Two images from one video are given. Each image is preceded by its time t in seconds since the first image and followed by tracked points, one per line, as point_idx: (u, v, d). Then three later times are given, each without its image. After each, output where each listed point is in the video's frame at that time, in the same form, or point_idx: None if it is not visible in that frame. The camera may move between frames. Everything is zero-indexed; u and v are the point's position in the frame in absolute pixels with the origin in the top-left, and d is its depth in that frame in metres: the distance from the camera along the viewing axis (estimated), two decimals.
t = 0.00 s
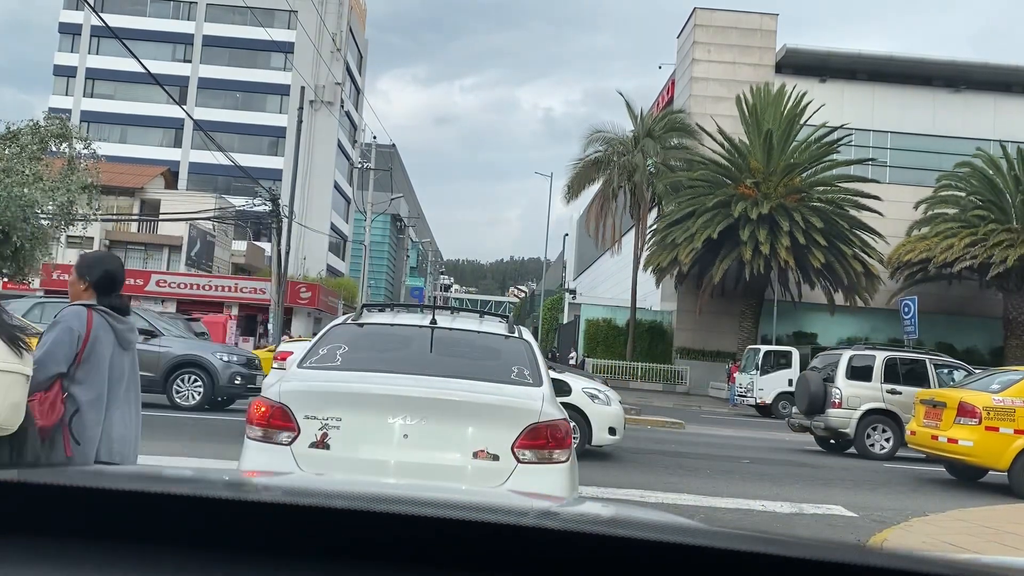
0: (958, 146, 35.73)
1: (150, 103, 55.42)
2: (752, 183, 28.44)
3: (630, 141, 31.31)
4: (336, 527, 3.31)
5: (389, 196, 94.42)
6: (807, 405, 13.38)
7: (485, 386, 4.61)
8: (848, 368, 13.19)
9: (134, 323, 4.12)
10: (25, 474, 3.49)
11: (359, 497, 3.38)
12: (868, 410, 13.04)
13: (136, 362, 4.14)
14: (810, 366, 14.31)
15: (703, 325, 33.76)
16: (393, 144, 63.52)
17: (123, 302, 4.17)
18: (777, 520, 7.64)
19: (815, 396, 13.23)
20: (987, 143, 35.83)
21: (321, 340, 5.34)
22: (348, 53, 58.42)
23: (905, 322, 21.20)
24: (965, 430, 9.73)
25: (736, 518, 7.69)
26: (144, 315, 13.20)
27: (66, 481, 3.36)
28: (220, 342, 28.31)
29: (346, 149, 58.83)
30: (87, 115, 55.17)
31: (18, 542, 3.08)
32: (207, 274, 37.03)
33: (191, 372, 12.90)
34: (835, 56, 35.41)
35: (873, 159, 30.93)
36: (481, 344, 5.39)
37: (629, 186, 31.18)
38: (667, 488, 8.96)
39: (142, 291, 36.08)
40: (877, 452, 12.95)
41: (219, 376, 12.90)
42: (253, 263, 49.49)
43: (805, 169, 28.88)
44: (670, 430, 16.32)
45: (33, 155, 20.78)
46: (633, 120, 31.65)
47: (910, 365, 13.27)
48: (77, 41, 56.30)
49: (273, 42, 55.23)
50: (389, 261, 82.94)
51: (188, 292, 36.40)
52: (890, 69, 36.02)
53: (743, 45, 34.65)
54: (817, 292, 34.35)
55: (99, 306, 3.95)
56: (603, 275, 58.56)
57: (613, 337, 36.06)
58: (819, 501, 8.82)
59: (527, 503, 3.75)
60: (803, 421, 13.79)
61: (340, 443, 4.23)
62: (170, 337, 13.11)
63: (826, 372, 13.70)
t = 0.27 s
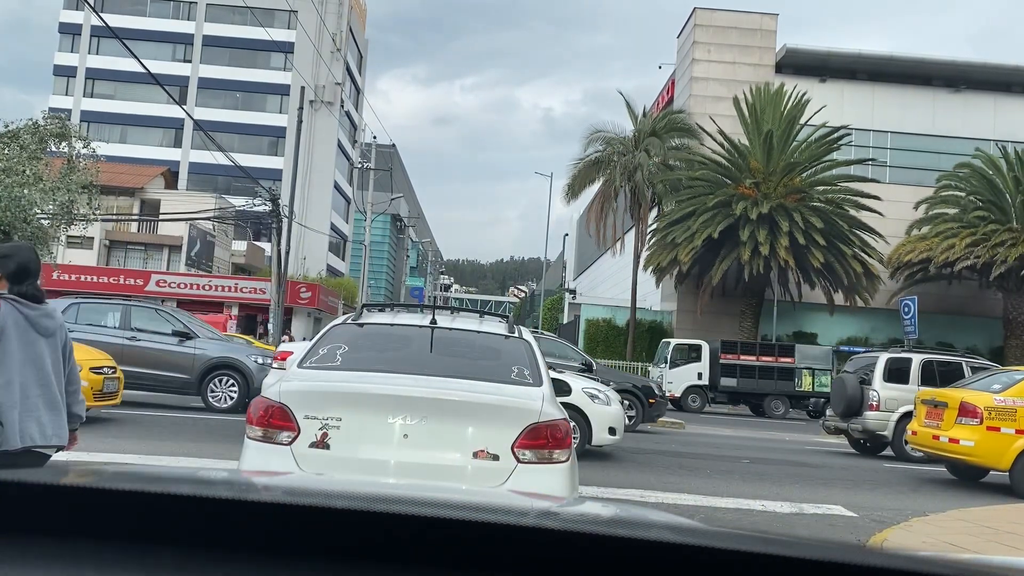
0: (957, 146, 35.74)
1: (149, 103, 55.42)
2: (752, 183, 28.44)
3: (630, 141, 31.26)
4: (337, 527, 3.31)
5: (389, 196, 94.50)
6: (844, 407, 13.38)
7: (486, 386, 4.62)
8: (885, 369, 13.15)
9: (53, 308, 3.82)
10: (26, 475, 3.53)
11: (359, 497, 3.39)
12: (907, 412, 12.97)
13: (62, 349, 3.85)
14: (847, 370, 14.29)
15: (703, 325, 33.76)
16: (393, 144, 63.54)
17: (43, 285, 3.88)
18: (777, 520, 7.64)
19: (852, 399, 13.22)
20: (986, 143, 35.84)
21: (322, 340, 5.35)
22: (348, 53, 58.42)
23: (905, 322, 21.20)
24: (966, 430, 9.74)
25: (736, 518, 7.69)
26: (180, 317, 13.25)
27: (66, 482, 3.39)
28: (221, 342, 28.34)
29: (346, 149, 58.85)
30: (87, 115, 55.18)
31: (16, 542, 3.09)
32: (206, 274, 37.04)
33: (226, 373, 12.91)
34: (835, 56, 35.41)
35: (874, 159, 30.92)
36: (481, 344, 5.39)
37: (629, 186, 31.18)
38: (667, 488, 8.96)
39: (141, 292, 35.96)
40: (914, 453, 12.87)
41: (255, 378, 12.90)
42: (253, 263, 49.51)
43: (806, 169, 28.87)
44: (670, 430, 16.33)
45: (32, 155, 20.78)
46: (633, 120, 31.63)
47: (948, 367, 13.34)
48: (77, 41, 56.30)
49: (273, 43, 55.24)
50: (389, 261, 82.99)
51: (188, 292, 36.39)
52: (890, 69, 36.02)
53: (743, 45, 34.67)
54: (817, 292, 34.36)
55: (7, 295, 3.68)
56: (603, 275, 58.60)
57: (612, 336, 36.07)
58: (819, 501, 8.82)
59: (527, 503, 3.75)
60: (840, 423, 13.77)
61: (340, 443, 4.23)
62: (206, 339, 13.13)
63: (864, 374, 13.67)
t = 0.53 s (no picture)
0: (957, 146, 35.75)
1: (150, 103, 55.42)
2: (752, 183, 28.44)
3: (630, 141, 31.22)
4: (337, 526, 3.31)
5: (389, 196, 94.54)
6: (879, 410, 13.14)
7: (486, 386, 4.62)
8: (922, 372, 12.96)
9: None
10: (25, 476, 3.54)
11: (359, 498, 3.40)
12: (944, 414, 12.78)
13: None
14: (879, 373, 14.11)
15: (703, 325, 33.75)
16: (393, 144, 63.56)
17: None
18: (777, 520, 7.65)
19: (888, 402, 13.01)
20: (986, 143, 35.83)
21: (322, 340, 5.35)
22: (348, 53, 58.41)
23: (905, 322, 21.19)
24: (967, 431, 9.74)
25: (736, 518, 7.70)
26: (213, 319, 13.18)
27: (68, 483, 3.41)
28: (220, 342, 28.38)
29: (346, 149, 58.87)
30: (87, 115, 55.18)
31: (18, 541, 3.11)
32: (206, 275, 37.04)
33: (261, 375, 12.80)
34: (835, 56, 35.40)
35: (874, 159, 30.90)
36: (481, 344, 5.39)
37: (629, 186, 31.14)
38: (667, 487, 8.96)
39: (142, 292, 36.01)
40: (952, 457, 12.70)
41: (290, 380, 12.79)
42: (253, 263, 49.51)
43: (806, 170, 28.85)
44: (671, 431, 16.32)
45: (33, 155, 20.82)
46: (632, 120, 31.63)
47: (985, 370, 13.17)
48: (77, 41, 56.29)
49: (273, 43, 55.25)
50: (389, 261, 83.01)
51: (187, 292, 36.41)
52: (890, 70, 36.04)
53: (742, 45, 34.68)
54: (817, 292, 34.36)
55: None
56: (603, 275, 58.63)
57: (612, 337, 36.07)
58: (819, 501, 8.81)
59: (527, 503, 3.75)
60: (874, 425, 13.58)
61: (340, 443, 4.23)
62: (238, 340, 13.06)
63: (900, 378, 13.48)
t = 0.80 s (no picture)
0: (957, 146, 35.73)
1: (150, 103, 55.41)
2: (752, 183, 28.45)
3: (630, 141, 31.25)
4: (337, 525, 3.32)
5: (389, 196, 94.59)
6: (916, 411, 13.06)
7: (485, 386, 4.62)
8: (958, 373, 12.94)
9: None
10: (23, 475, 3.53)
11: (359, 497, 3.40)
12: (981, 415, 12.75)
13: None
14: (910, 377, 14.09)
15: (703, 325, 33.74)
16: (393, 144, 63.55)
17: None
18: (777, 520, 7.63)
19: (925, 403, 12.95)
20: (987, 143, 35.82)
21: (322, 339, 5.35)
22: (348, 53, 58.39)
23: (905, 322, 21.18)
24: (967, 430, 9.73)
25: (736, 518, 7.67)
26: (246, 321, 13.19)
27: (68, 483, 3.42)
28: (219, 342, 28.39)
29: (346, 149, 58.88)
30: (87, 115, 55.18)
31: (18, 540, 3.12)
32: (206, 274, 37.02)
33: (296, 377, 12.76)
34: (835, 56, 35.38)
35: (874, 159, 30.89)
36: (481, 343, 5.40)
37: (629, 186, 31.17)
38: (667, 487, 8.96)
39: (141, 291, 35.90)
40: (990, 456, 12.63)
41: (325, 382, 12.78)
42: (253, 263, 49.52)
43: (806, 169, 28.85)
44: (671, 431, 16.29)
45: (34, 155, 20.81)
46: (632, 120, 31.63)
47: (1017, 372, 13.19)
48: (77, 41, 56.27)
49: (273, 43, 55.25)
50: (389, 261, 83.03)
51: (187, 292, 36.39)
52: (891, 69, 36.00)
53: (743, 45, 34.67)
54: (817, 292, 34.35)
55: None
56: (603, 275, 58.63)
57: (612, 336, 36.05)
58: (819, 501, 8.80)
59: (527, 503, 3.74)
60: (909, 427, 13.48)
61: (340, 442, 4.23)
62: (272, 341, 13.02)
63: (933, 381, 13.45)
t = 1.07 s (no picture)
0: (957, 146, 35.73)
1: (150, 103, 55.41)
2: (752, 183, 28.44)
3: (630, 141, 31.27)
4: (337, 526, 3.32)
5: (389, 196, 94.66)
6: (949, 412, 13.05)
7: (485, 386, 4.62)
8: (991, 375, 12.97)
9: None
10: (22, 475, 3.53)
11: (359, 498, 3.40)
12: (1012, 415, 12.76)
13: None
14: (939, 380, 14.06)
15: (703, 325, 33.75)
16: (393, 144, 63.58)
17: None
18: (776, 520, 7.64)
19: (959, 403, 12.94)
20: (987, 143, 35.83)
21: (322, 339, 5.35)
22: (348, 53, 58.39)
23: (905, 322, 21.17)
24: (967, 430, 9.73)
25: (736, 518, 7.68)
26: (277, 323, 13.43)
27: (69, 483, 3.42)
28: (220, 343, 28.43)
29: (346, 149, 58.91)
30: (87, 115, 55.19)
31: (17, 541, 3.12)
32: (205, 275, 37.02)
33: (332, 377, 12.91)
34: (835, 56, 35.39)
35: (874, 159, 30.89)
36: (482, 343, 5.40)
37: (629, 186, 31.18)
38: (667, 488, 8.97)
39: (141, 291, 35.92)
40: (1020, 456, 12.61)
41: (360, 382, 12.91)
42: (253, 263, 49.55)
43: (806, 170, 28.85)
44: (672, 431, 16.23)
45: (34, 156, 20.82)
46: (632, 120, 31.63)
47: None
48: (77, 41, 56.26)
49: (273, 43, 55.25)
50: (389, 261, 83.07)
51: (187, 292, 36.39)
52: (890, 69, 36.00)
53: (743, 45, 34.67)
54: (817, 292, 34.36)
55: None
56: (603, 275, 58.66)
57: (612, 336, 36.05)
58: (819, 501, 8.81)
59: (527, 503, 3.74)
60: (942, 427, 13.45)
61: (340, 443, 4.24)
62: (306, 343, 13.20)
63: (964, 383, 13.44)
